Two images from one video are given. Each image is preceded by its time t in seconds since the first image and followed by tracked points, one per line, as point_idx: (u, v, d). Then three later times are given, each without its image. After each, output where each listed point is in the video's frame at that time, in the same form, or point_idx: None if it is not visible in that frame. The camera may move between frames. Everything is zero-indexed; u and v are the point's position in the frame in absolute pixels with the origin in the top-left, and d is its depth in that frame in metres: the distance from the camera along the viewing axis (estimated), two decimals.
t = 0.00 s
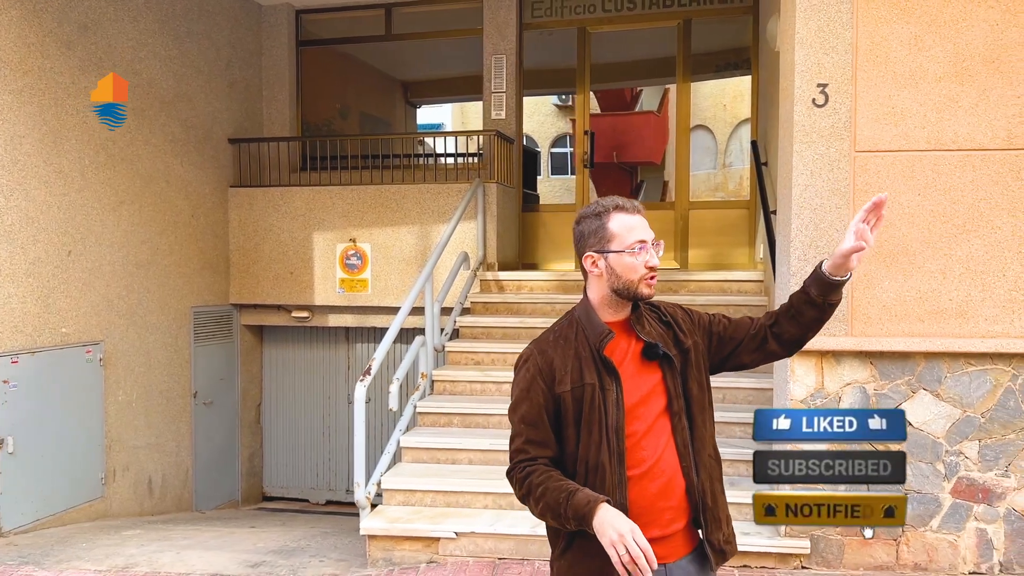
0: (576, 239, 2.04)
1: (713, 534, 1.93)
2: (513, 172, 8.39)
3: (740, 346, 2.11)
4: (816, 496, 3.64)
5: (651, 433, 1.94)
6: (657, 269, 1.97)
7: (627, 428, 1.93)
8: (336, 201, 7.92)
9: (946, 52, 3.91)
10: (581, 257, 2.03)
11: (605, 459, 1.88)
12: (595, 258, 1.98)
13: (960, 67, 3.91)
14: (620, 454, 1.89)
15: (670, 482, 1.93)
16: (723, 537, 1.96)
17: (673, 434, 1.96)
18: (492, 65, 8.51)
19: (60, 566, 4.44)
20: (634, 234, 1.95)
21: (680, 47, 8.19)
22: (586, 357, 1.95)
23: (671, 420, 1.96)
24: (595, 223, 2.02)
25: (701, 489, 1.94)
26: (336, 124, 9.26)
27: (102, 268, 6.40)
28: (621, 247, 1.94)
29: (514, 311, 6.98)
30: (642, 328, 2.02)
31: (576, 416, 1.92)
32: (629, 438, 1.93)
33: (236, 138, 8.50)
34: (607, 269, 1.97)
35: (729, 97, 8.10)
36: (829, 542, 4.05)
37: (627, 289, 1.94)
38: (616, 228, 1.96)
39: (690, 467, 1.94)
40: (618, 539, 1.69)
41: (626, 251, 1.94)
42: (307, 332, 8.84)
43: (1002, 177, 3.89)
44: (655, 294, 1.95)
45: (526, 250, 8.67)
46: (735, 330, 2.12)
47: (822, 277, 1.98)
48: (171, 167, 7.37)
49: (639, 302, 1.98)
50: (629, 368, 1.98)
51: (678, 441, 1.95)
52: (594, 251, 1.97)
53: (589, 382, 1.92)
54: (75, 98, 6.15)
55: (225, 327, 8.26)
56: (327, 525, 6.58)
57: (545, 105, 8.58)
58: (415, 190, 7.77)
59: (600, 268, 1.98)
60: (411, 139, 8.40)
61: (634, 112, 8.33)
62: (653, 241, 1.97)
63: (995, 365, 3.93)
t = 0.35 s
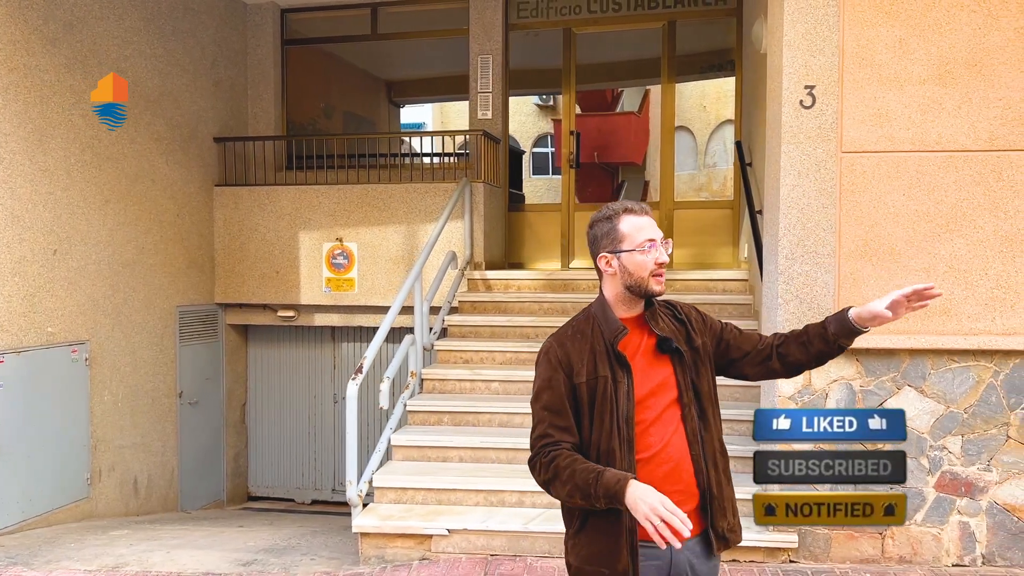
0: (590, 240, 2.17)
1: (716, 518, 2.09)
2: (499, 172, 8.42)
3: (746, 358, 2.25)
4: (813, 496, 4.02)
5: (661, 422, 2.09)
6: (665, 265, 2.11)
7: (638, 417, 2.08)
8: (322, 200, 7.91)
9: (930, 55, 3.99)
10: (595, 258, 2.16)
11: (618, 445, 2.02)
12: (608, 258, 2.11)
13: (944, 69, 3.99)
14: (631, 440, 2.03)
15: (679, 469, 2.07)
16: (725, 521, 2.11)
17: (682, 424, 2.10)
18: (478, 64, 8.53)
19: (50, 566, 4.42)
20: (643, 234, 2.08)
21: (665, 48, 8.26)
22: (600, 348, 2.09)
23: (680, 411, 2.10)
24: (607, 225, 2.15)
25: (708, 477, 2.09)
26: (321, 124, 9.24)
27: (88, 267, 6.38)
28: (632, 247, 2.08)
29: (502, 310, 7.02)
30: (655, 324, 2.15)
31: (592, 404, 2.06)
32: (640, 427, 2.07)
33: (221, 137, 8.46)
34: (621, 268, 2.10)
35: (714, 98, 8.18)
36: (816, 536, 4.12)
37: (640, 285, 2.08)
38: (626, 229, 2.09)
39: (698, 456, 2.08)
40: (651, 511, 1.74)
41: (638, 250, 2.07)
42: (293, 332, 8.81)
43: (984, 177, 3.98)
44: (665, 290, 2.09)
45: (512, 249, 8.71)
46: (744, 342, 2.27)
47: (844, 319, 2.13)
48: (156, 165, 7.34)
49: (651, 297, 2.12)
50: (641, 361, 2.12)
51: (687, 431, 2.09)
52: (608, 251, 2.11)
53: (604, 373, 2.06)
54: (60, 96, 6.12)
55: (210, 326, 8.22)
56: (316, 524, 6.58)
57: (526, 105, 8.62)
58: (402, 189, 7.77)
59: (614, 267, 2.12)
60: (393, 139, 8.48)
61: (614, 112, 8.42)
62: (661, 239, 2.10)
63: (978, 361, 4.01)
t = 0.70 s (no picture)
0: (607, 240, 2.24)
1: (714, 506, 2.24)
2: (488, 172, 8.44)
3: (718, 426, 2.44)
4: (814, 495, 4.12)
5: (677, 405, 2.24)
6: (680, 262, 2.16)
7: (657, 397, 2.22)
8: (311, 199, 7.91)
9: (917, 57, 4.07)
10: (611, 256, 2.23)
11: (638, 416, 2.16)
12: (624, 257, 2.18)
13: (930, 71, 4.07)
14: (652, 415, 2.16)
15: (686, 453, 2.22)
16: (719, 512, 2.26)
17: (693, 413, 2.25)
18: (466, 64, 8.56)
19: (42, 566, 4.40)
20: (657, 233, 2.13)
21: (652, 49, 8.33)
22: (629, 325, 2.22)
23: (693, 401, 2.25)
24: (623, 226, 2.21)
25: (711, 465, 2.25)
26: (308, 123, 9.22)
27: (76, 266, 6.37)
28: (646, 246, 2.13)
29: (492, 308, 7.05)
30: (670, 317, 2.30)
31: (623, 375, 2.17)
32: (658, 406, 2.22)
33: (209, 135, 8.42)
34: (636, 266, 2.17)
35: (701, 99, 8.25)
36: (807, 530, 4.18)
37: (654, 281, 2.15)
38: (640, 230, 2.14)
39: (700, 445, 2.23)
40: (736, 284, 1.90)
41: (652, 248, 2.13)
42: (281, 331, 8.79)
43: (969, 177, 4.07)
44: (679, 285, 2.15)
45: (501, 249, 8.74)
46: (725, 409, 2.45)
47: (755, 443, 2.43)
48: (145, 164, 7.31)
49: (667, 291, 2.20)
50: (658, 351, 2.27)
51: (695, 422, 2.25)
52: (623, 251, 2.17)
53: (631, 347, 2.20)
54: (50, 94, 6.10)
55: (198, 325, 8.20)
56: (307, 523, 6.58)
57: (510, 105, 8.67)
58: (391, 188, 7.78)
59: (629, 266, 2.19)
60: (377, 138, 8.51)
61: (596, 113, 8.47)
62: (675, 237, 2.15)
63: (964, 357, 4.09)
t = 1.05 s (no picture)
0: (624, 229, 2.37)
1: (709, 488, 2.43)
2: (478, 170, 8.46)
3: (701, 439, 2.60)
4: (812, 496, 4.21)
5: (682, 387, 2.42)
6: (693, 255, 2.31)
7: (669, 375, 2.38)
8: (300, 197, 7.89)
9: (904, 57, 4.15)
10: (627, 244, 2.37)
11: (657, 389, 2.29)
12: (640, 245, 2.31)
13: (917, 71, 4.15)
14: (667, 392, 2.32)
15: (688, 434, 2.41)
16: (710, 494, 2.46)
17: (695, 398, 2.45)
18: (455, 64, 8.58)
19: (35, 563, 4.39)
20: (674, 225, 2.27)
21: (640, 49, 8.39)
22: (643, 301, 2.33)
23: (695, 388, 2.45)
24: (641, 216, 2.34)
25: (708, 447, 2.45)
26: (297, 122, 9.20)
27: (66, 264, 6.35)
28: (663, 236, 2.27)
29: (482, 306, 7.08)
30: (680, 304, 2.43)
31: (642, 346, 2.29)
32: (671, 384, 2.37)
33: (198, 133, 8.39)
34: (651, 254, 2.30)
35: (689, 99, 8.33)
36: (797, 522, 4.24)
37: (667, 271, 2.28)
38: (658, 220, 2.28)
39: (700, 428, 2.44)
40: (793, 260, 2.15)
41: (667, 240, 2.27)
42: (269, 329, 8.78)
43: (955, 176, 4.15)
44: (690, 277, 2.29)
45: (490, 247, 8.77)
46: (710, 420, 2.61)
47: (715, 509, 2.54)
48: (133, 161, 7.28)
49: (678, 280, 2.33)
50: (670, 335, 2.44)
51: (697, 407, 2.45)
52: (639, 239, 2.31)
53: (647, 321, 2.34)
54: (39, 91, 6.07)
55: (187, 324, 8.17)
56: (297, 520, 6.58)
57: (494, 104, 8.72)
58: (381, 186, 7.78)
59: (644, 253, 2.33)
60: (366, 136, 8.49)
61: (582, 113, 8.58)
62: (689, 231, 2.29)
63: (949, 352, 4.17)
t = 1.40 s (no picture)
0: (631, 226, 2.43)
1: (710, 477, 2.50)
2: (469, 168, 8.49)
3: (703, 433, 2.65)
4: (824, 496, 4.28)
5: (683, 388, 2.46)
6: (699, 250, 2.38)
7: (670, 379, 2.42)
8: (290, 195, 7.89)
9: (893, 57, 4.22)
10: (634, 241, 2.42)
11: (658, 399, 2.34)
12: (648, 242, 2.37)
13: (906, 70, 4.22)
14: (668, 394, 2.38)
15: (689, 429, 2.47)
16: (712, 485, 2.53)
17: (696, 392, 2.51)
18: (445, 62, 8.55)
19: (30, 560, 4.39)
20: (681, 222, 2.34)
21: (630, 48, 8.45)
22: (644, 307, 2.38)
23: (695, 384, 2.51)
24: (648, 213, 2.41)
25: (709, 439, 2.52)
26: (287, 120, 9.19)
27: (57, 261, 6.34)
28: (671, 232, 2.34)
29: (475, 303, 7.12)
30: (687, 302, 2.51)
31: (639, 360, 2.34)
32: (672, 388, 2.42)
33: (188, 131, 8.36)
34: (659, 250, 2.37)
35: (678, 98, 8.40)
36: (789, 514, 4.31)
37: (676, 266, 2.35)
38: (666, 217, 2.35)
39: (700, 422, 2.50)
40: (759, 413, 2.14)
41: (676, 235, 2.34)
42: (259, 326, 8.77)
43: (943, 174, 4.23)
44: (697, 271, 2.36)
45: (481, 244, 8.80)
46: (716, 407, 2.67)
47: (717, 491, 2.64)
48: (124, 158, 7.26)
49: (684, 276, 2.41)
50: (672, 333, 2.50)
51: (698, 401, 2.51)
52: (648, 236, 2.37)
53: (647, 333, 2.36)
54: (30, 87, 6.05)
55: (177, 322, 8.15)
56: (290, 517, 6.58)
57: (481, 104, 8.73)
58: (372, 184, 7.79)
59: (652, 250, 2.39)
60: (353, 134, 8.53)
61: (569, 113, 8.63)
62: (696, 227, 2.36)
63: (937, 347, 4.25)
